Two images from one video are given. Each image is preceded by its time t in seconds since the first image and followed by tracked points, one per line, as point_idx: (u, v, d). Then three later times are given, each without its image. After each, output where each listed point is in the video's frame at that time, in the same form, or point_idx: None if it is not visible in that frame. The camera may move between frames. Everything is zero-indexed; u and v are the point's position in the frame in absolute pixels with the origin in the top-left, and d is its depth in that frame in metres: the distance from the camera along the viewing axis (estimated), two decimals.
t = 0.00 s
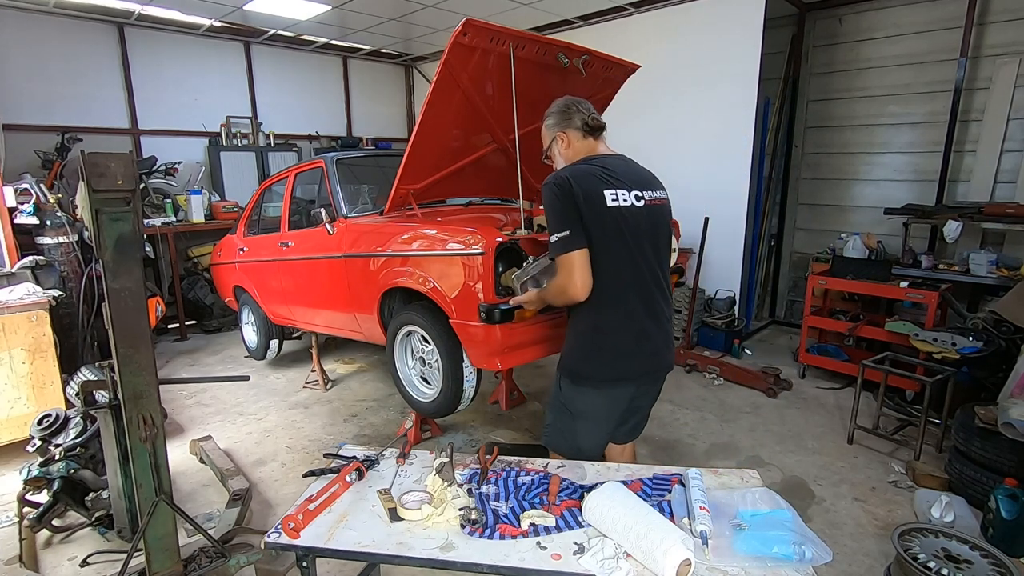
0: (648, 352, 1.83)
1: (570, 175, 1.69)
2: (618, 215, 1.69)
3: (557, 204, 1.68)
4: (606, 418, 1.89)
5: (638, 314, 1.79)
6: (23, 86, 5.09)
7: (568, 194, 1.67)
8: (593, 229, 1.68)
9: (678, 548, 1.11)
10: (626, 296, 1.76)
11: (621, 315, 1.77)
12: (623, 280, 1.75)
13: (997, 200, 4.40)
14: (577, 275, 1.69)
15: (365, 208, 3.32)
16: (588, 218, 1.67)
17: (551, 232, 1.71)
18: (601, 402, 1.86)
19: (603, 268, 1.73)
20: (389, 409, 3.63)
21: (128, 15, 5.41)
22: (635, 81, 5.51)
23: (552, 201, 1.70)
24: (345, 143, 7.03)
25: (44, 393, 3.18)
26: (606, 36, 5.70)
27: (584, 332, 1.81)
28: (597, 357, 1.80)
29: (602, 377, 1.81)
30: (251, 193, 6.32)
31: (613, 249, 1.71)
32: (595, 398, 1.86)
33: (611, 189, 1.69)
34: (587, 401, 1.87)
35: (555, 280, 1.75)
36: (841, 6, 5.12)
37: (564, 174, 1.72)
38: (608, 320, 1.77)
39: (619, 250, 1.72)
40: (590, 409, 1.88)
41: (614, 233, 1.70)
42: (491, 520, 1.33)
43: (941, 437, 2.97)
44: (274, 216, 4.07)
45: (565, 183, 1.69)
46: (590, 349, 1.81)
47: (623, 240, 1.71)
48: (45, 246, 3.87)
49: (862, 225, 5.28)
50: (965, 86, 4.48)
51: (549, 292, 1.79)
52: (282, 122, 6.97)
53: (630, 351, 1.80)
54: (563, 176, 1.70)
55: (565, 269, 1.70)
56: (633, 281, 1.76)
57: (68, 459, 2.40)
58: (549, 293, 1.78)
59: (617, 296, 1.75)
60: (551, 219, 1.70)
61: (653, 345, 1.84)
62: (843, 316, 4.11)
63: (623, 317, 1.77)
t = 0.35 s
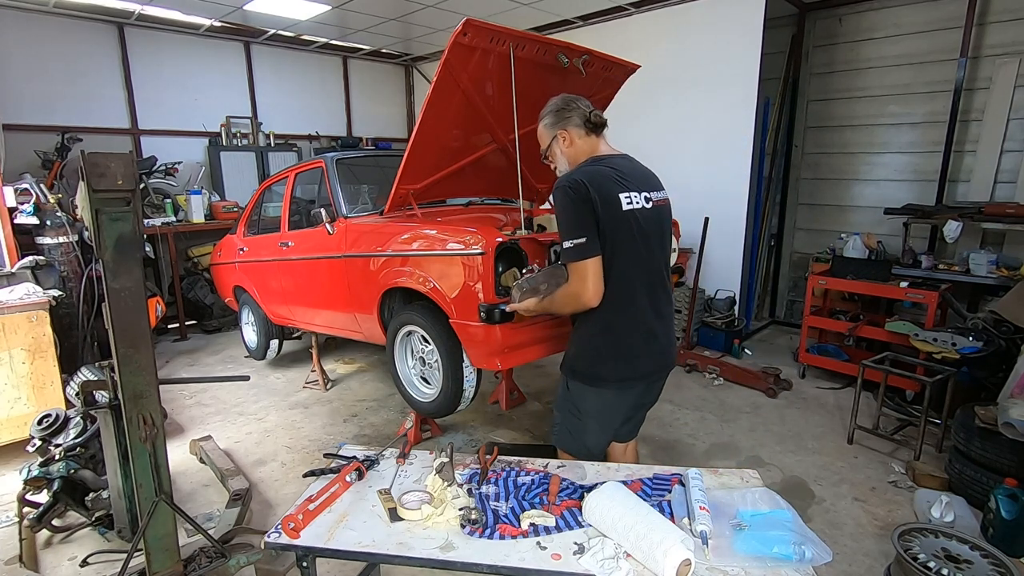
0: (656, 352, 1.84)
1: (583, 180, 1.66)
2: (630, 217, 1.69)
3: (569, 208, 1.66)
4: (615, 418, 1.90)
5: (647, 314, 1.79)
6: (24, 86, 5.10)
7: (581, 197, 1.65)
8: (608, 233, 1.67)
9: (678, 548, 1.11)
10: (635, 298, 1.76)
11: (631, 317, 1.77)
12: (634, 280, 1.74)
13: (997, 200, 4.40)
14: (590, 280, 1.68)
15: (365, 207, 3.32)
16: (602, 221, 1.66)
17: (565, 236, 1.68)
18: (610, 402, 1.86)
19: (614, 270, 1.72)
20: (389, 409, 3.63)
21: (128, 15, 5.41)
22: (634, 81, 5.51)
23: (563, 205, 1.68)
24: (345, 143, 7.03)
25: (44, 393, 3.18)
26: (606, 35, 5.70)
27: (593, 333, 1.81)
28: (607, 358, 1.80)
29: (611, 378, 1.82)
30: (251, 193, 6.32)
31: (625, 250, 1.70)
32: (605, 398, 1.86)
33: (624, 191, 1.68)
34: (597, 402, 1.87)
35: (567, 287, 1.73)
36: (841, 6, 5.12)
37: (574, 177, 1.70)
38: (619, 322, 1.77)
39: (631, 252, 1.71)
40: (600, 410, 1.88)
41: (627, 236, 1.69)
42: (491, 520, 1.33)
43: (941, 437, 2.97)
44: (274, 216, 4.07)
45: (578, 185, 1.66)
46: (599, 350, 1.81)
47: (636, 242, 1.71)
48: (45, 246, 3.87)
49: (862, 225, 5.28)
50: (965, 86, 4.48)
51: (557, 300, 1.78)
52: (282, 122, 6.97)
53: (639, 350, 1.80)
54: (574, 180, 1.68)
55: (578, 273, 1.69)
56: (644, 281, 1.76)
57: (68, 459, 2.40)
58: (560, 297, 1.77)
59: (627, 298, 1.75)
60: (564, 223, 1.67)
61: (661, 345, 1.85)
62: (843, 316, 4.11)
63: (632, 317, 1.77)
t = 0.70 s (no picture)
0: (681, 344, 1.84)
1: (621, 164, 1.62)
2: (666, 212, 1.65)
3: (611, 200, 1.55)
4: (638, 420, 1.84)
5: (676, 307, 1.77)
6: (25, 87, 5.10)
7: (627, 194, 1.54)
8: (651, 229, 1.59)
9: (678, 548, 1.11)
10: (668, 293, 1.72)
11: (660, 315, 1.72)
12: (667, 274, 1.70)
13: (997, 200, 4.40)
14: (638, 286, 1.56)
15: (365, 208, 3.32)
16: (648, 218, 1.57)
17: (614, 238, 1.53)
18: (634, 404, 1.80)
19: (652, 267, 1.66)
20: (389, 409, 3.63)
21: (128, 15, 5.41)
22: (635, 81, 5.51)
23: (601, 196, 1.57)
24: (345, 143, 7.03)
25: (43, 393, 3.18)
26: (606, 35, 5.70)
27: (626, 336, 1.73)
28: (637, 360, 1.74)
29: (640, 381, 1.76)
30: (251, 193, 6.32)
31: (661, 246, 1.65)
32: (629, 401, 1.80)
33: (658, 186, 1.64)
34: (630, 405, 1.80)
35: (609, 295, 1.58)
36: (841, 6, 5.12)
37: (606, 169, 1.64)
38: (649, 322, 1.71)
39: (666, 247, 1.66)
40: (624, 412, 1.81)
41: (664, 231, 1.64)
42: (491, 520, 1.33)
43: (941, 437, 2.97)
44: (274, 216, 4.07)
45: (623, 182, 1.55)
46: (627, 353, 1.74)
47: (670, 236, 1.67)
48: (45, 246, 3.87)
49: (862, 225, 5.28)
50: (965, 86, 4.48)
51: (595, 311, 1.62)
52: (282, 122, 6.97)
53: (670, 344, 1.78)
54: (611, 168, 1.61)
55: (623, 279, 1.55)
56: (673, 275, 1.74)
57: (68, 459, 2.40)
58: (597, 308, 1.61)
59: (657, 296, 1.71)
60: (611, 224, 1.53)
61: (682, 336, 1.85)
62: (843, 316, 4.10)
63: (666, 313, 1.73)
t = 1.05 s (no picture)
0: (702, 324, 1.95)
1: (661, 160, 1.68)
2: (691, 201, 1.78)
3: (694, 194, 1.59)
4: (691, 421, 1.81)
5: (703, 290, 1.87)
6: (24, 87, 5.10)
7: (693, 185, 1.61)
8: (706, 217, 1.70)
9: (678, 548, 1.11)
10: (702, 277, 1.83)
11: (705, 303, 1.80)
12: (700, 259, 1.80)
13: (997, 200, 4.40)
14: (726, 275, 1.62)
15: (365, 208, 3.32)
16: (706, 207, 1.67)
17: (703, 232, 1.57)
18: (688, 405, 1.78)
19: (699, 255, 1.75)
20: (389, 409, 3.63)
21: (128, 15, 5.41)
22: (635, 81, 5.51)
23: (683, 191, 1.59)
24: (345, 143, 7.03)
25: (43, 393, 3.18)
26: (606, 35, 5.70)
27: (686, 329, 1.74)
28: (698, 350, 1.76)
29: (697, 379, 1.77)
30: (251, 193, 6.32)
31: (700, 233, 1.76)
32: (681, 401, 1.77)
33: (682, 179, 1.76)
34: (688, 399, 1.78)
35: (706, 290, 1.60)
36: (841, 6, 5.12)
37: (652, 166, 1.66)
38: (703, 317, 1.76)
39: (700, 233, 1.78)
40: (675, 415, 1.78)
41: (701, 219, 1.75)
42: (491, 520, 1.33)
43: (941, 437, 2.97)
44: (274, 216, 4.07)
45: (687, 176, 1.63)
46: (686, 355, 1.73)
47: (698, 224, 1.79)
48: (45, 246, 3.87)
49: (862, 225, 5.28)
50: (965, 86, 4.48)
51: (696, 309, 1.60)
52: (282, 122, 6.96)
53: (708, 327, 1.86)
54: (658, 164, 1.65)
55: (716, 268, 1.59)
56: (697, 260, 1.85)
57: (68, 459, 2.40)
58: (700, 304, 1.60)
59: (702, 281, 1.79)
60: (694, 220, 1.57)
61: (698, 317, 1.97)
62: (843, 316, 4.10)
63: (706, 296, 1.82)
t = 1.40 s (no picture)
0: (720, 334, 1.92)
1: (708, 174, 1.58)
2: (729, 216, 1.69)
3: (742, 219, 1.52)
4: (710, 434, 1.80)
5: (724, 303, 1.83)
6: (24, 86, 5.10)
7: (739, 209, 1.52)
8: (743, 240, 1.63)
9: (678, 548, 1.11)
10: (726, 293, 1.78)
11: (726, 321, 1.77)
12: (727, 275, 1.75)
13: (997, 199, 4.40)
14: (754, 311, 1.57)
15: (365, 208, 3.32)
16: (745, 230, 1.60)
17: (744, 265, 1.50)
18: (702, 419, 1.76)
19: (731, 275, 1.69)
20: (389, 409, 3.63)
21: (128, 15, 5.41)
22: (634, 81, 5.51)
23: (732, 216, 1.51)
24: (345, 143, 7.03)
25: (43, 393, 3.18)
26: (606, 35, 5.70)
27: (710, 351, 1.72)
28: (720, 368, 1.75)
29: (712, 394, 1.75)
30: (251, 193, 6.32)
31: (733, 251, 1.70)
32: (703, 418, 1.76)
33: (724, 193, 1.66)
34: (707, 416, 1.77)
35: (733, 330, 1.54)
36: (841, 6, 5.12)
37: (701, 179, 1.56)
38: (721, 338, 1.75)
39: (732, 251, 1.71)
40: (687, 425, 1.76)
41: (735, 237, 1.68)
42: (491, 520, 1.33)
43: (940, 437, 2.97)
44: (274, 216, 4.07)
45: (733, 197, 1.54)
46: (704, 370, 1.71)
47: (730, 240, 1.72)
48: (45, 246, 3.87)
49: (862, 225, 5.28)
50: (965, 86, 4.48)
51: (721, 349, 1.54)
52: (282, 121, 6.97)
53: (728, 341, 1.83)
54: (706, 180, 1.55)
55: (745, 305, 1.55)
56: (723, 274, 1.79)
57: (68, 459, 2.40)
58: (729, 342, 1.54)
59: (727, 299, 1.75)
60: (735, 250, 1.50)
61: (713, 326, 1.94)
62: (843, 316, 4.10)
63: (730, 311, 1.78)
